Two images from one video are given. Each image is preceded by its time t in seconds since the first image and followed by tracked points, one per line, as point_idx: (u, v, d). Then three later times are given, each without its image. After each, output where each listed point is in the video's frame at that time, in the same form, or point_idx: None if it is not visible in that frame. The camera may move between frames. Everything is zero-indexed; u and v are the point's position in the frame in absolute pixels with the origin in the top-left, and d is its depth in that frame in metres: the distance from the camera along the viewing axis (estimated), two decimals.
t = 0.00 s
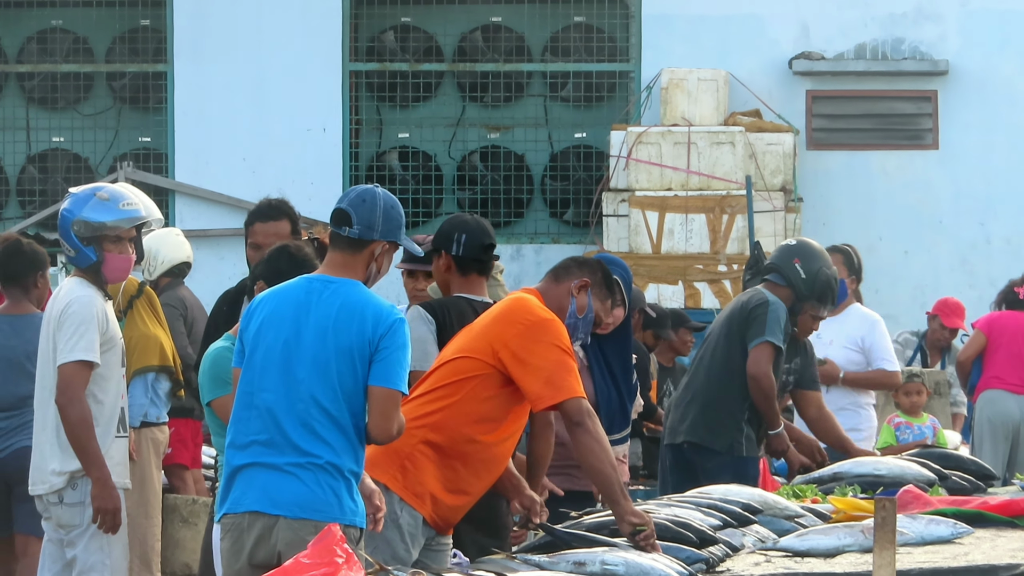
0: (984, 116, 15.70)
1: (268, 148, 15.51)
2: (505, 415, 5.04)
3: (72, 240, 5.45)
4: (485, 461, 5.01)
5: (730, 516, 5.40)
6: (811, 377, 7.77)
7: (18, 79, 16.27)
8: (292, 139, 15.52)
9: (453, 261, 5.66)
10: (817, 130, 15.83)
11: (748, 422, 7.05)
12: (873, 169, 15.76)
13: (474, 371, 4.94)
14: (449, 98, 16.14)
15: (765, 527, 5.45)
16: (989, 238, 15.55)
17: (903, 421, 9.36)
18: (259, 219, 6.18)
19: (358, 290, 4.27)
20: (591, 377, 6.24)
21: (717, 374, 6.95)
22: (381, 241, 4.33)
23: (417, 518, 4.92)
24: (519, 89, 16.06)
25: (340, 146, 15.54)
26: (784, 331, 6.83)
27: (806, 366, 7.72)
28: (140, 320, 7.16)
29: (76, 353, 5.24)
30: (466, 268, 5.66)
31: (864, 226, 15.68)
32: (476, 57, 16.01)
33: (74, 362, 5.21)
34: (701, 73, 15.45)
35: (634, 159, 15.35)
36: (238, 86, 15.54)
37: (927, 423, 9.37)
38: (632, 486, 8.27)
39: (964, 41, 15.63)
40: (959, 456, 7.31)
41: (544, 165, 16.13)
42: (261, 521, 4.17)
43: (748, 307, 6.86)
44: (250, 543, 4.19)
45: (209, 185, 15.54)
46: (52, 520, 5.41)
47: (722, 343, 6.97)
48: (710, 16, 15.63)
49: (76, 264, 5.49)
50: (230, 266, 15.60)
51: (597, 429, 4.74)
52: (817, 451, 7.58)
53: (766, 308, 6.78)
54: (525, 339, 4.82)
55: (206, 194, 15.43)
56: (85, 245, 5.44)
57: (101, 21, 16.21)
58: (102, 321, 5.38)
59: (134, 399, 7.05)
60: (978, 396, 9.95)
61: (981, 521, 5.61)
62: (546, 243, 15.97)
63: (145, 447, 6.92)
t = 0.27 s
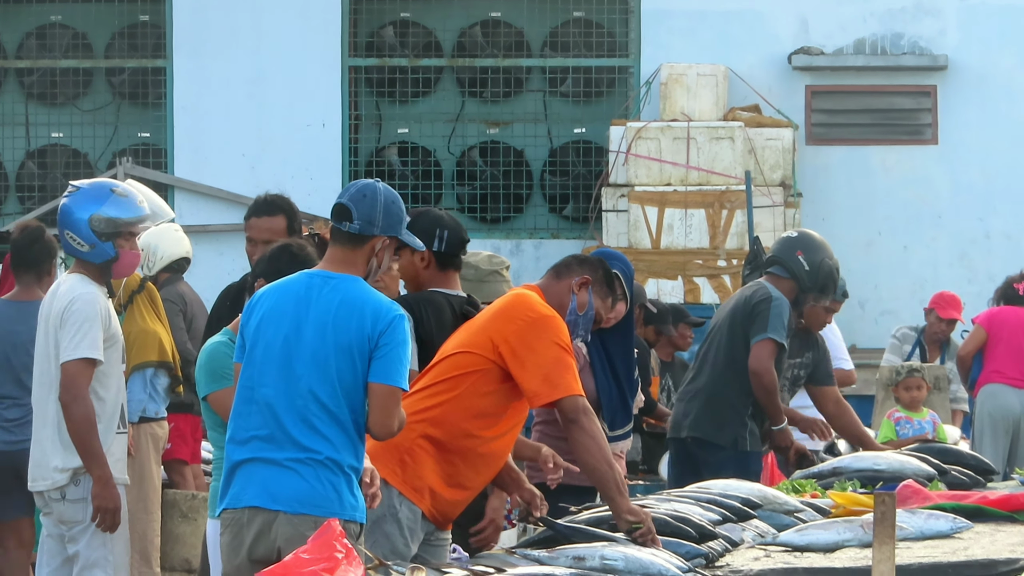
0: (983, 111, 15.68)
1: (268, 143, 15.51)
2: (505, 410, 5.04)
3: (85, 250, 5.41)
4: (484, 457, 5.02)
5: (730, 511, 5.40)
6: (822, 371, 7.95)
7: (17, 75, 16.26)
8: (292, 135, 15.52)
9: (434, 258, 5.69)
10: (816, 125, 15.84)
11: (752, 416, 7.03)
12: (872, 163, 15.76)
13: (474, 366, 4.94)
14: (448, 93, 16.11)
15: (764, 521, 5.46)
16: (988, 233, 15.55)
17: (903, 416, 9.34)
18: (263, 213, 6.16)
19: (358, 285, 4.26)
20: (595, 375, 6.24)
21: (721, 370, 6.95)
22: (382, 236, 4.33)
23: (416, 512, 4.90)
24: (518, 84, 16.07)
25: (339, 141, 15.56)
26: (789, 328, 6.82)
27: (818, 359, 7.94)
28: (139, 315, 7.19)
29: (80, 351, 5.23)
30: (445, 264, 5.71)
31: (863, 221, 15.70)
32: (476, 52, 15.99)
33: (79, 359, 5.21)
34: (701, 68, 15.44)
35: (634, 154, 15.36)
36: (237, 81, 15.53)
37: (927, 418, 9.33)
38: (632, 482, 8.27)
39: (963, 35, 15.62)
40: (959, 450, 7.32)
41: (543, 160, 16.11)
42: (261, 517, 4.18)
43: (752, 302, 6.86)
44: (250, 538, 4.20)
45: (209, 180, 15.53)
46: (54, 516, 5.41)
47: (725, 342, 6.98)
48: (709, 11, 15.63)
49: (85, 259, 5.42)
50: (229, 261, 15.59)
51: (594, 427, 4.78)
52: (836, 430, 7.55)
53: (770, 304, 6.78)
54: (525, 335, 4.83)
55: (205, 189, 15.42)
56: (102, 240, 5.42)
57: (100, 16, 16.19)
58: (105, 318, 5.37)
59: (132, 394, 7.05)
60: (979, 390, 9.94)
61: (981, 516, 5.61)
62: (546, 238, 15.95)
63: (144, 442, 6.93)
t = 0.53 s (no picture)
0: (982, 100, 15.65)
1: (266, 132, 15.50)
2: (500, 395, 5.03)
3: (111, 231, 5.38)
4: (481, 444, 5.01)
5: (728, 499, 5.40)
6: (825, 357, 8.01)
7: (15, 64, 16.23)
8: (290, 124, 15.52)
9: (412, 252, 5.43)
10: (814, 114, 15.82)
11: (754, 405, 7.02)
12: (871, 152, 15.77)
13: (471, 354, 4.94)
14: (446, 82, 16.06)
15: (762, 509, 5.46)
16: (986, 222, 15.53)
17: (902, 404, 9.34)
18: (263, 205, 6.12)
19: (357, 274, 4.24)
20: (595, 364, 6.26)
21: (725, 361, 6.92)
22: (384, 225, 4.31)
23: (412, 499, 4.91)
24: (516, 73, 16.01)
25: (337, 130, 15.55)
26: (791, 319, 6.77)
27: (824, 344, 7.99)
28: (138, 304, 7.13)
29: (87, 342, 5.19)
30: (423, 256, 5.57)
31: (861, 211, 15.71)
32: (474, 42, 15.98)
33: (89, 352, 5.18)
34: (699, 58, 15.42)
35: (632, 144, 15.34)
36: (236, 70, 15.52)
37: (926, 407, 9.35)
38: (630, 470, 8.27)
39: (962, 24, 15.59)
40: (957, 439, 7.32)
41: (541, 150, 16.08)
42: (260, 505, 4.18)
43: (754, 291, 6.79)
44: (249, 526, 4.20)
45: (207, 169, 15.54)
46: (55, 505, 5.39)
47: (727, 332, 6.94)
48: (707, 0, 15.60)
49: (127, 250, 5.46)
50: (228, 250, 15.59)
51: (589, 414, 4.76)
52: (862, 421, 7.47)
53: (772, 294, 6.73)
54: (522, 324, 4.81)
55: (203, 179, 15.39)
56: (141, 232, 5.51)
57: (98, 5, 16.15)
58: (112, 309, 5.34)
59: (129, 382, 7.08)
60: (978, 377, 9.94)
61: (979, 504, 5.62)
62: (545, 227, 15.89)
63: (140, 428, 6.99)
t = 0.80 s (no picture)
0: (977, 72, 15.61)
1: (260, 105, 15.47)
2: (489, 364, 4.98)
3: (117, 198, 5.40)
4: (473, 411, 4.98)
5: (723, 471, 5.40)
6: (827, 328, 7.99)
7: (8, 36, 16.12)
8: (284, 96, 15.48)
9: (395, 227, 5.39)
10: (809, 86, 15.76)
11: (751, 377, 7.01)
12: (866, 124, 15.76)
13: (458, 320, 4.91)
14: (441, 54, 15.98)
15: (757, 481, 5.47)
16: (981, 193, 15.52)
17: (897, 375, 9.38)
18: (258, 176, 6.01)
19: (348, 245, 4.20)
20: (592, 335, 6.18)
21: (722, 332, 6.88)
22: (368, 194, 4.25)
23: (404, 468, 4.93)
24: (511, 45, 15.92)
25: (332, 103, 15.51)
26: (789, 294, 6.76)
27: (826, 316, 7.97)
28: (132, 276, 7.14)
29: (103, 313, 5.24)
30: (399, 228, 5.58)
31: (857, 182, 15.71)
32: (469, 14, 15.85)
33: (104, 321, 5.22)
34: (694, 30, 15.37)
35: (627, 116, 15.30)
36: (231, 41, 15.47)
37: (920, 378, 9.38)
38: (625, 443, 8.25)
39: None
40: (952, 411, 7.34)
41: (535, 122, 16.00)
42: (255, 477, 4.17)
43: (753, 265, 6.76)
44: (245, 497, 4.20)
45: (202, 142, 15.51)
46: (50, 477, 5.32)
47: (723, 304, 6.89)
48: None
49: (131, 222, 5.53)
50: (222, 223, 15.53)
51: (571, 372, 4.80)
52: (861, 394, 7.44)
53: (772, 269, 6.69)
54: (505, 286, 4.80)
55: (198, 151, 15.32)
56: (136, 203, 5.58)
57: None
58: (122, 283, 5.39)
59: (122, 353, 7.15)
60: (973, 349, 9.96)
61: (973, 476, 5.63)
62: (539, 200, 15.83)
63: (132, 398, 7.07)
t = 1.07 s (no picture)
0: (957, 34, 15.66)
1: (239, 66, 15.40)
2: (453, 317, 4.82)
3: (98, 159, 5.33)
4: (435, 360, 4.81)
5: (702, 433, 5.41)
6: (814, 290, 7.99)
7: None
8: (264, 57, 15.40)
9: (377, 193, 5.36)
10: (790, 48, 15.77)
11: (734, 338, 6.99)
12: (847, 86, 15.74)
13: (406, 267, 4.75)
14: (420, 16, 15.95)
15: (736, 443, 5.48)
16: (961, 154, 15.56)
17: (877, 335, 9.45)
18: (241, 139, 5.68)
19: (300, 203, 4.05)
20: (571, 297, 6.12)
21: (706, 294, 6.86)
22: (332, 151, 4.13)
23: (379, 422, 4.78)
24: (491, 6, 15.88)
25: (312, 63, 15.43)
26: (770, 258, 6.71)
27: (815, 279, 7.95)
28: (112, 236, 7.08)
29: (98, 273, 5.18)
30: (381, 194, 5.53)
31: (838, 144, 15.69)
32: None
33: (102, 282, 5.18)
34: None
35: (607, 77, 15.23)
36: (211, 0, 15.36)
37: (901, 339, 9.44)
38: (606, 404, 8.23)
39: None
40: (931, 372, 7.36)
41: (516, 83, 15.89)
42: (219, 436, 4.09)
43: (735, 228, 6.72)
44: (212, 456, 4.13)
45: (180, 103, 15.42)
46: (33, 439, 5.25)
47: (705, 260, 6.88)
48: None
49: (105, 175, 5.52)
50: (202, 184, 15.44)
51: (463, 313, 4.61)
52: (839, 356, 7.43)
53: (753, 234, 6.65)
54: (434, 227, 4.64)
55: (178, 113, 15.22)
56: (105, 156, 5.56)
57: None
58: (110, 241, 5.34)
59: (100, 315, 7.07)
60: (954, 308, 9.98)
61: (952, 438, 5.65)
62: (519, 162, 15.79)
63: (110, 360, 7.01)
